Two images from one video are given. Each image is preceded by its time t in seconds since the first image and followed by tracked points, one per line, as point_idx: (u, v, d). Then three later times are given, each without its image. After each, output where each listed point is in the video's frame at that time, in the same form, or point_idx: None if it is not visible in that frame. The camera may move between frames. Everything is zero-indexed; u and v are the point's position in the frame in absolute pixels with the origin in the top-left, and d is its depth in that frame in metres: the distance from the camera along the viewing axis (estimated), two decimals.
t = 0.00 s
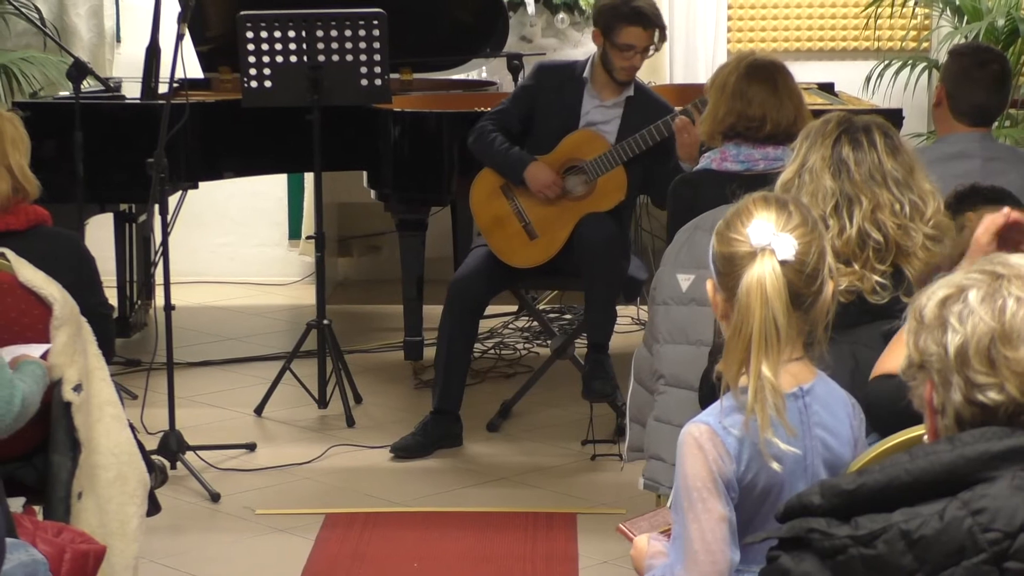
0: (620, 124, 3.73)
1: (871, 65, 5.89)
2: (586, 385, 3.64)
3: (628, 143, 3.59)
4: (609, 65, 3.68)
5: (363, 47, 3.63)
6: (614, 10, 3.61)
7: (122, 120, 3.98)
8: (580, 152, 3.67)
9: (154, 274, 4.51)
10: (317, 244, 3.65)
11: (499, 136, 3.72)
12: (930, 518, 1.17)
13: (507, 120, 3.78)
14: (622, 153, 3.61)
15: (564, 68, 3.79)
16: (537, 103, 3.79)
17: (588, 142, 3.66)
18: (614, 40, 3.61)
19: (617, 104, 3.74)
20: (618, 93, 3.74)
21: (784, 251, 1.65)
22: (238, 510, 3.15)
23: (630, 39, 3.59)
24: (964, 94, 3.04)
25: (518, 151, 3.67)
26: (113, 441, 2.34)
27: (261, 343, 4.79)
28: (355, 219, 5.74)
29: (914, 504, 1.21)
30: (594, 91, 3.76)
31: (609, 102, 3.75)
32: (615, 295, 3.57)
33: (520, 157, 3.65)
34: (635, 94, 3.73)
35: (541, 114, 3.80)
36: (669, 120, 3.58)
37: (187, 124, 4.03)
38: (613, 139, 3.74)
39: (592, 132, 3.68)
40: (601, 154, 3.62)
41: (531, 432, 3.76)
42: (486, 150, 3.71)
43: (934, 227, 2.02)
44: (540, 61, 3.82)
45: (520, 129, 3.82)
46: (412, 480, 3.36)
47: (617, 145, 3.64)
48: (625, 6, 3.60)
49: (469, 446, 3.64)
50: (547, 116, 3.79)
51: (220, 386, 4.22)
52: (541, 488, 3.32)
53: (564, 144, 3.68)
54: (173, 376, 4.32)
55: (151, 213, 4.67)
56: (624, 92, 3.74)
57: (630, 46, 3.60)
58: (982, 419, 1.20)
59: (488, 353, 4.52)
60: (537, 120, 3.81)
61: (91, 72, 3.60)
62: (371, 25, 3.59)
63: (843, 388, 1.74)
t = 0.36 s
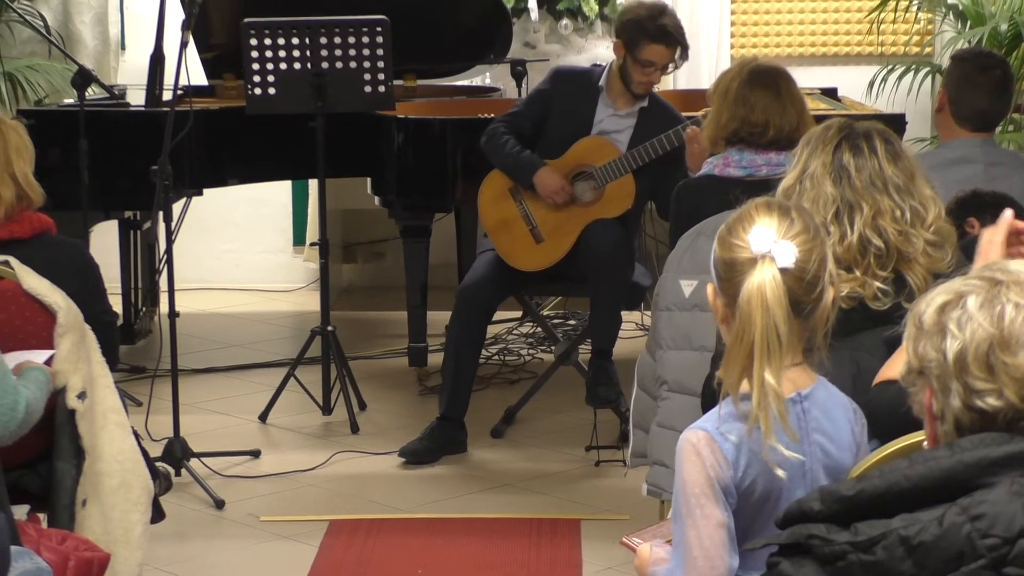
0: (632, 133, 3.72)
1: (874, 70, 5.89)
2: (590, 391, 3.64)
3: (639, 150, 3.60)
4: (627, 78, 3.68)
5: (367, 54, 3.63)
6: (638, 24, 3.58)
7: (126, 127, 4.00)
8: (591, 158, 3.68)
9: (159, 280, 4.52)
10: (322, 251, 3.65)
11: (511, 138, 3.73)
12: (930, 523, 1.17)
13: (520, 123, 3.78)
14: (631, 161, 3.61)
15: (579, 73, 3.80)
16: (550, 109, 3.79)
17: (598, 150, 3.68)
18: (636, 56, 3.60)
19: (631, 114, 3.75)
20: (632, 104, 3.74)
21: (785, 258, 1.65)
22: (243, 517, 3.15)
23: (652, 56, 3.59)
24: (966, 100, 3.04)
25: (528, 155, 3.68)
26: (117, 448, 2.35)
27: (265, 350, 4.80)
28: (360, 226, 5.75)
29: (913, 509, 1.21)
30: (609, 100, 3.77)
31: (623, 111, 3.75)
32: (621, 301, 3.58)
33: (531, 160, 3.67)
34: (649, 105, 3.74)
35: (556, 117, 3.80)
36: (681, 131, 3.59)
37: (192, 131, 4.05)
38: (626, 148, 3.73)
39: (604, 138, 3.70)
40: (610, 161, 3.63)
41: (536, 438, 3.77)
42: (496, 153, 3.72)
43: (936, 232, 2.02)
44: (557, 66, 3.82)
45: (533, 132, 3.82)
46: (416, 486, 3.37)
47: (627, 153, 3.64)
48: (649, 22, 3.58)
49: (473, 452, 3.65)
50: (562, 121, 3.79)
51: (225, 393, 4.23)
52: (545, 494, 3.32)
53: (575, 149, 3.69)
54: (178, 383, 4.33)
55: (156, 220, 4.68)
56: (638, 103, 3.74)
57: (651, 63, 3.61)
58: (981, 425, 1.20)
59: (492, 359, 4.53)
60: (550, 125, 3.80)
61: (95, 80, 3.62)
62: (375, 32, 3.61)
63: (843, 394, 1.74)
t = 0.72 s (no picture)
0: (637, 148, 3.72)
1: (876, 83, 5.90)
2: (593, 406, 3.64)
3: (643, 164, 3.59)
4: (636, 101, 3.67)
5: (369, 69, 3.64)
6: (650, 53, 3.56)
7: (130, 143, 4.01)
8: (594, 174, 3.67)
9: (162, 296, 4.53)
10: (324, 266, 3.65)
11: (514, 151, 3.75)
12: (930, 539, 1.17)
13: (523, 138, 3.81)
14: (635, 176, 3.60)
15: (582, 89, 3.82)
16: (553, 124, 3.81)
17: (601, 165, 3.67)
18: (648, 83, 3.60)
19: (635, 130, 3.74)
20: (636, 121, 3.74)
21: (780, 269, 1.66)
22: (245, 532, 3.15)
23: (665, 84, 3.59)
24: (966, 114, 3.04)
25: (531, 168, 3.69)
26: (119, 465, 2.35)
27: (268, 364, 4.80)
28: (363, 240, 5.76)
29: (913, 525, 1.21)
30: (611, 116, 3.78)
31: (627, 128, 3.75)
32: (625, 315, 3.58)
33: (535, 174, 3.68)
34: (655, 124, 3.72)
35: (559, 131, 3.82)
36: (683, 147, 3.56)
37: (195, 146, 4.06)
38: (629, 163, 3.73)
39: (607, 154, 3.69)
40: (612, 176, 3.63)
41: (539, 453, 3.76)
42: (499, 166, 3.74)
43: (936, 246, 2.02)
44: (559, 81, 3.84)
45: (535, 147, 3.84)
46: (419, 501, 3.37)
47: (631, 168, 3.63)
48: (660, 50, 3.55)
49: (476, 467, 3.65)
50: (566, 135, 3.81)
51: (228, 408, 4.23)
52: (549, 508, 3.32)
53: (578, 164, 3.69)
54: (181, 398, 4.33)
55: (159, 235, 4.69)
56: (642, 121, 3.73)
57: (662, 89, 3.61)
58: (982, 441, 1.20)
59: (494, 374, 4.52)
60: (553, 140, 3.83)
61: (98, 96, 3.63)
62: (377, 47, 3.61)
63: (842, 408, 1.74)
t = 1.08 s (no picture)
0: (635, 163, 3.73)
1: (878, 98, 5.92)
2: (596, 421, 3.64)
3: (643, 178, 3.60)
4: (630, 118, 3.68)
5: (371, 84, 3.65)
6: (647, 74, 3.56)
7: (132, 158, 4.02)
8: (593, 189, 3.68)
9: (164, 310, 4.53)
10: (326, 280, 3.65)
11: (511, 167, 3.76)
12: (933, 554, 1.16)
13: (520, 154, 3.82)
14: (632, 190, 3.62)
15: (581, 103, 3.82)
16: (552, 139, 3.82)
17: (601, 180, 3.68)
18: (642, 101, 3.61)
19: (633, 146, 3.75)
20: (633, 136, 3.76)
21: (783, 281, 1.66)
22: (247, 547, 3.15)
23: (659, 103, 3.59)
24: (968, 129, 3.04)
25: (527, 183, 3.70)
26: (121, 479, 2.35)
27: (270, 379, 4.80)
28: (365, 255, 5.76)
29: (917, 540, 1.20)
30: (608, 129, 3.79)
31: (625, 142, 3.77)
32: (624, 330, 3.58)
33: (529, 189, 3.69)
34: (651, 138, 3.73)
35: (559, 147, 3.83)
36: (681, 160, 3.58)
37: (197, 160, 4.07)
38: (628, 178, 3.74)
39: (606, 169, 3.70)
40: (611, 191, 3.64)
41: (541, 467, 3.76)
42: (496, 181, 3.75)
43: (938, 261, 2.03)
44: (558, 96, 3.86)
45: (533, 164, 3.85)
46: (420, 516, 3.36)
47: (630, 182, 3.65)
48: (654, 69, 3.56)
49: (478, 481, 3.64)
50: (565, 150, 3.82)
51: (229, 422, 4.22)
52: (551, 522, 3.31)
53: (578, 180, 3.70)
54: (183, 412, 4.33)
55: (160, 250, 4.69)
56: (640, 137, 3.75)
57: (656, 109, 3.61)
58: (984, 455, 1.20)
59: (496, 388, 4.52)
60: (553, 155, 3.84)
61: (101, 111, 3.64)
62: (380, 62, 3.62)
63: (846, 423, 1.73)
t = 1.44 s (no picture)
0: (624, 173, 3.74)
1: (871, 108, 5.93)
2: (590, 431, 3.63)
3: (633, 188, 3.60)
4: (617, 128, 3.69)
5: (366, 93, 3.65)
6: (629, 82, 3.58)
7: (126, 168, 4.02)
8: (582, 199, 3.69)
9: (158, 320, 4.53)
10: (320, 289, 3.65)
11: (500, 180, 3.78)
12: (925, 563, 1.16)
13: (510, 167, 3.83)
14: (622, 201, 3.62)
15: (570, 115, 3.83)
16: (543, 149, 3.83)
17: (590, 191, 3.68)
18: (625, 111, 3.63)
19: (621, 156, 3.76)
20: (621, 146, 3.77)
21: (772, 286, 1.66)
22: (240, 557, 3.14)
23: (642, 112, 3.62)
24: (961, 139, 3.05)
25: (516, 196, 3.71)
26: (113, 489, 2.34)
27: (264, 389, 4.79)
28: (359, 265, 5.76)
29: (909, 549, 1.20)
30: (595, 140, 3.80)
31: (613, 152, 3.77)
32: (617, 339, 3.58)
33: (518, 202, 3.70)
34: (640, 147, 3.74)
35: (548, 159, 3.83)
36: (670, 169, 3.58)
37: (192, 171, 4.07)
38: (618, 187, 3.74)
39: (595, 180, 3.71)
40: (601, 201, 3.65)
41: (535, 477, 3.75)
42: (487, 194, 3.76)
43: (933, 271, 2.03)
44: (546, 108, 3.87)
45: (524, 176, 3.86)
46: (414, 526, 3.36)
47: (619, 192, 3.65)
48: (637, 79, 3.57)
49: (472, 491, 3.63)
50: (554, 162, 3.82)
51: (223, 433, 4.22)
52: (545, 532, 3.31)
53: (567, 191, 3.70)
54: (176, 423, 4.32)
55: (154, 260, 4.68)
56: (628, 146, 3.75)
57: (641, 117, 3.63)
58: (977, 464, 1.20)
59: (490, 398, 4.52)
60: (544, 166, 3.84)
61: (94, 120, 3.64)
62: (374, 72, 3.62)
63: (837, 430, 1.73)
